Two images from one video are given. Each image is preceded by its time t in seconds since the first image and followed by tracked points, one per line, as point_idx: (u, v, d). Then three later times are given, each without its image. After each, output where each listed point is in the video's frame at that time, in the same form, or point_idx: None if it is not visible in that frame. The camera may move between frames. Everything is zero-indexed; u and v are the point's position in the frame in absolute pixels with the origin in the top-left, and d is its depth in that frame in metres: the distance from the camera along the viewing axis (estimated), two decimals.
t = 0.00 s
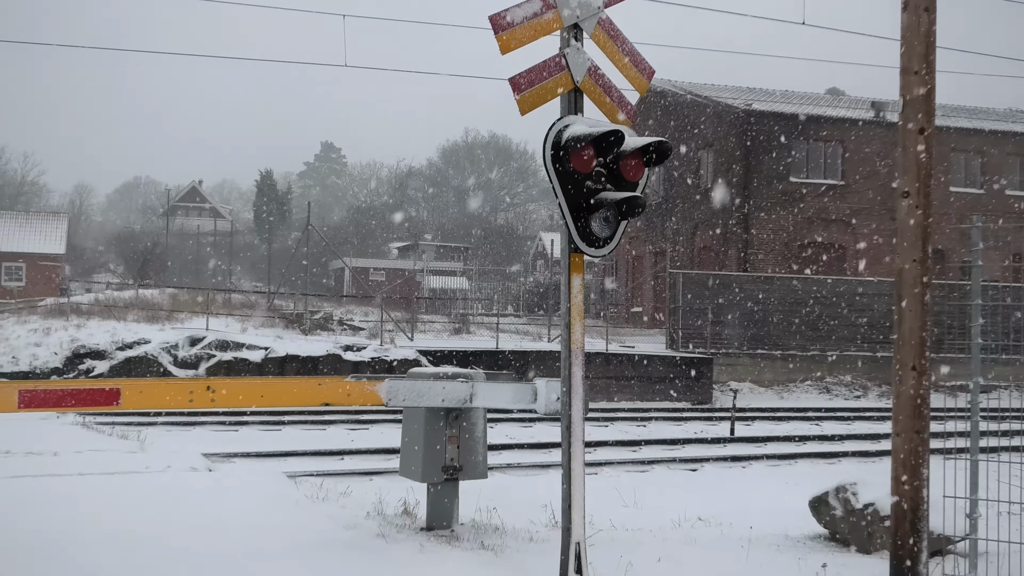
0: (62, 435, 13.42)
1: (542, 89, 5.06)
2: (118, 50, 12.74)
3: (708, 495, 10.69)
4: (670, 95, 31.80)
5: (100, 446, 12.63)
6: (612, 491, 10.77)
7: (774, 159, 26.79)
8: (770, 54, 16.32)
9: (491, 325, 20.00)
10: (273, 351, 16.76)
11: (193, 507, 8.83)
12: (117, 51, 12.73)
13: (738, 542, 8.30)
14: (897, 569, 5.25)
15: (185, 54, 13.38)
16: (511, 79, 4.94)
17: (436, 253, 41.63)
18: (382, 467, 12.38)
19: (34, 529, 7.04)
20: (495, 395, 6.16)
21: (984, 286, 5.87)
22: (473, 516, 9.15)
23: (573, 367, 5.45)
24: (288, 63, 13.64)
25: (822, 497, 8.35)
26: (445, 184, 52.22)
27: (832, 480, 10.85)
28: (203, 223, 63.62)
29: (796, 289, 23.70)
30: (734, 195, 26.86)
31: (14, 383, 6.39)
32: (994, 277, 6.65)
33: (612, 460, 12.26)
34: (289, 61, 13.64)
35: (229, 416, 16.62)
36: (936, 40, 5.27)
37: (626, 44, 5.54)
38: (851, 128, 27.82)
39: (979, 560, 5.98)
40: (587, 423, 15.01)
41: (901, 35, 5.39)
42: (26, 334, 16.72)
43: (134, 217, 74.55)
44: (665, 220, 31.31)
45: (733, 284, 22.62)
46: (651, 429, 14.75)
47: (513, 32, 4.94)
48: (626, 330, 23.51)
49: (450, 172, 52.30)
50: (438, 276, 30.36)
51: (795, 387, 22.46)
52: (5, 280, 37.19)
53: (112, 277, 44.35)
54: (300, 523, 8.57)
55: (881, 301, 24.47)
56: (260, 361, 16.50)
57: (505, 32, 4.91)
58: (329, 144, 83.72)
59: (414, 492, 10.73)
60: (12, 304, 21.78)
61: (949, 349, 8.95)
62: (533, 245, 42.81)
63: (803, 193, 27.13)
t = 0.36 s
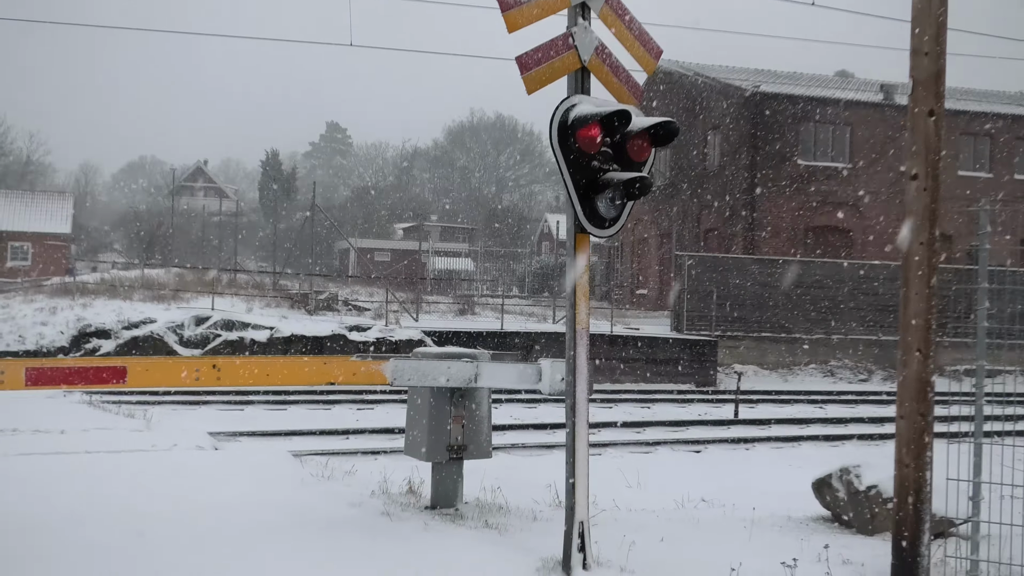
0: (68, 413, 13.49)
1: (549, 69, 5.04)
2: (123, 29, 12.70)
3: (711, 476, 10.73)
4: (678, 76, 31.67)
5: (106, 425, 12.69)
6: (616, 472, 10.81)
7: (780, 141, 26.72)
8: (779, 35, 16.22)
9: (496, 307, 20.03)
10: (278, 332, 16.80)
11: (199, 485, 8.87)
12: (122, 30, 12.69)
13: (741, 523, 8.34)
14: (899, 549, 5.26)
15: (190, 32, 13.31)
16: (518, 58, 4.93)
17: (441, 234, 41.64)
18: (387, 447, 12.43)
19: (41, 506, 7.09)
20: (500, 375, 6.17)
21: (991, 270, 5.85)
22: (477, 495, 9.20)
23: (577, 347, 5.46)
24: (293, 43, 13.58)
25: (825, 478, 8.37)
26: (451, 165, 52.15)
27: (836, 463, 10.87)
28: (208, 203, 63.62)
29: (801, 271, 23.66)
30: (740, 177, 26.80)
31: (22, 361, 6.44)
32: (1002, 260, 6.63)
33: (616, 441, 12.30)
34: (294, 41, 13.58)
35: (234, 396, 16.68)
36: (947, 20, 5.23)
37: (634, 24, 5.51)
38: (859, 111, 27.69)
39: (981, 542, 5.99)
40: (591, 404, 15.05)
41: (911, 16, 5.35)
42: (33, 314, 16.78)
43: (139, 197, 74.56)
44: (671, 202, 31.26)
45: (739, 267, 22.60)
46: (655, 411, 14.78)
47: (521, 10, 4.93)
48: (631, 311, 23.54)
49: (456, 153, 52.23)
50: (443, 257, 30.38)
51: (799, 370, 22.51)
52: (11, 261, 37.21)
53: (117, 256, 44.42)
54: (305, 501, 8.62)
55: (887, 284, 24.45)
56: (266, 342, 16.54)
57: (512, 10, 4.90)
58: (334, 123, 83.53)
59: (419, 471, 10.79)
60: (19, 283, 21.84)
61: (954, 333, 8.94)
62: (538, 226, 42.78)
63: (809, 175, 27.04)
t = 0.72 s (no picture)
0: (80, 373, 13.58)
1: (558, 28, 5.00)
2: None
3: (719, 437, 10.77)
4: (688, 36, 31.30)
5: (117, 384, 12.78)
6: (624, 432, 10.87)
7: (792, 102, 26.45)
8: None
9: (505, 268, 20.03)
10: (287, 293, 16.83)
11: (209, 443, 8.94)
12: None
13: (748, 483, 8.39)
14: (906, 509, 5.28)
15: None
16: (527, 16, 4.90)
17: (450, 196, 41.53)
18: (397, 407, 12.50)
19: (53, 464, 7.15)
20: (509, 335, 6.17)
21: (1003, 232, 5.80)
22: (486, 455, 9.26)
23: (586, 308, 5.44)
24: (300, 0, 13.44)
25: (833, 439, 8.39)
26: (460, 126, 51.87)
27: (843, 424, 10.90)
28: (216, 164, 63.50)
29: (812, 233, 23.54)
30: (751, 138, 26.58)
31: (34, 319, 6.53)
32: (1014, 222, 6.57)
33: (624, 402, 12.34)
34: None
35: (244, 356, 16.77)
36: None
37: None
38: (872, 71, 27.37)
39: (987, 503, 6.01)
40: (600, 365, 15.09)
41: None
42: (43, 274, 16.83)
43: (146, 157, 74.45)
44: (680, 163, 31.06)
45: (748, 228, 22.49)
46: (663, 372, 14.81)
47: None
48: (640, 273, 23.52)
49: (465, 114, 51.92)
50: (452, 218, 30.32)
51: (807, 332, 22.50)
52: (21, 221, 37.28)
53: (127, 217, 44.48)
54: (316, 459, 8.69)
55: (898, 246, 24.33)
56: (275, 303, 16.58)
57: None
58: (341, 83, 82.96)
59: (428, 431, 10.85)
60: (28, 243, 21.88)
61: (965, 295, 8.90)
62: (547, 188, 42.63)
63: (821, 136, 26.81)
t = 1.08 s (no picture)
0: (104, 350, 13.69)
1: (579, 4, 4.96)
2: None
3: (739, 415, 10.75)
4: (709, 11, 30.95)
5: (141, 361, 12.90)
6: (645, 411, 10.85)
7: (814, 77, 26.17)
8: None
9: (524, 246, 20.00)
10: (308, 270, 16.89)
11: (232, 421, 8.99)
12: None
13: (771, 462, 8.35)
14: (930, 488, 5.23)
15: None
16: None
17: (469, 174, 41.45)
18: (417, 384, 12.54)
19: (79, 440, 7.21)
20: (530, 313, 6.14)
21: None
22: (508, 433, 9.28)
23: (607, 285, 5.40)
24: None
25: (855, 418, 8.33)
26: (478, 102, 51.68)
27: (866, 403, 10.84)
28: (236, 142, 63.64)
29: (835, 210, 23.28)
30: (773, 114, 26.34)
31: (59, 296, 6.56)
32: None
33: (644, 380, 12.31)
34: None
35: (266, 333, 16.87)
36: None
37: None
38: (897, 44, 26.96)
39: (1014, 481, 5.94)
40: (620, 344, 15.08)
41: None
42: (67, 251, 16.94)
43: (166, 136, 74.70)
44: (700, 140, 30.80)
45: (769, 206, 22.33)
46: (683, 350, 14.77)
47: None
48: (659, 252, 23.44)
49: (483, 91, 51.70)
50: (471, 197, 30.29)
51: (829, 310, 22.34)
52: (43, 199, 37.51)
53: (148, 195, 44.72)
54: (337, 437, 8.74)
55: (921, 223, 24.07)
56: (296, 280, 16.66)
57: None
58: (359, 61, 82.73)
59: (449, 409, 10.88)
60: (53, 220, 22.02)
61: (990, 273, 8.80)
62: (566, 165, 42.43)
63: (843, 112, 26.51)
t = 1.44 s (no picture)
0: (144, 355, 13.88)
1: (617, 10, 4.94)
2: None
3: (776, 425, 10.62)
4: (744, 16, 30.75)
5: (180, 365, 13.05)
6: (681, 419, 10.77)
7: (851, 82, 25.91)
8: None
9: (558, 252, 19.97)
10: (343, 276, 16.98)
11: (268, 425, 9.04)
12: None
13: (810, 473, 8.24)
14: (977, 502, 5.11)
15: None
16: None
17: (503, 180, 41.53)
18: (452, 391, 12.55)
19: (117, 443, 7.30)
20: (566, 319, 6.11)
21: None
22: (543, 441, 9.25)
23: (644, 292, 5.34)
24: None
25: (896, 429, 8.18)
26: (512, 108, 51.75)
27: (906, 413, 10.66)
28: (272, 148, 64.26)
29: (874, 217, 22.96)
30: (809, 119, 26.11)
31: (102, 301, 6.68)
32: None
33: (680, 388, 12.23)
34: None
35: (301, 339, 16.98)
36: None
37: None
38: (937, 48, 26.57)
39: None
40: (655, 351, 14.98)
41: None
42: (107, 257, 17.19)
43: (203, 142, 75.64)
44: (735, 146, 30.58)
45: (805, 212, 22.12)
46: (719, 358, 14.64)
47: None
48: (694, 259, 23.30)
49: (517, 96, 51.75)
50: (504, 203, 30.33)
51: (868, 319, 22.03)
52: (84, 205, 38.09)
53: (186, 202, 45.28)
54: (373, 442, 8.76)
55: (963, 230, 23.68)
56: (331, 286, 16.76)
57: None
58: (392, 67, 83.20)
59: (483, 416, 10.89)
60: (94, 227, 22.37)
61: None
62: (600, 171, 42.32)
63: (881, 117, 26.19)
